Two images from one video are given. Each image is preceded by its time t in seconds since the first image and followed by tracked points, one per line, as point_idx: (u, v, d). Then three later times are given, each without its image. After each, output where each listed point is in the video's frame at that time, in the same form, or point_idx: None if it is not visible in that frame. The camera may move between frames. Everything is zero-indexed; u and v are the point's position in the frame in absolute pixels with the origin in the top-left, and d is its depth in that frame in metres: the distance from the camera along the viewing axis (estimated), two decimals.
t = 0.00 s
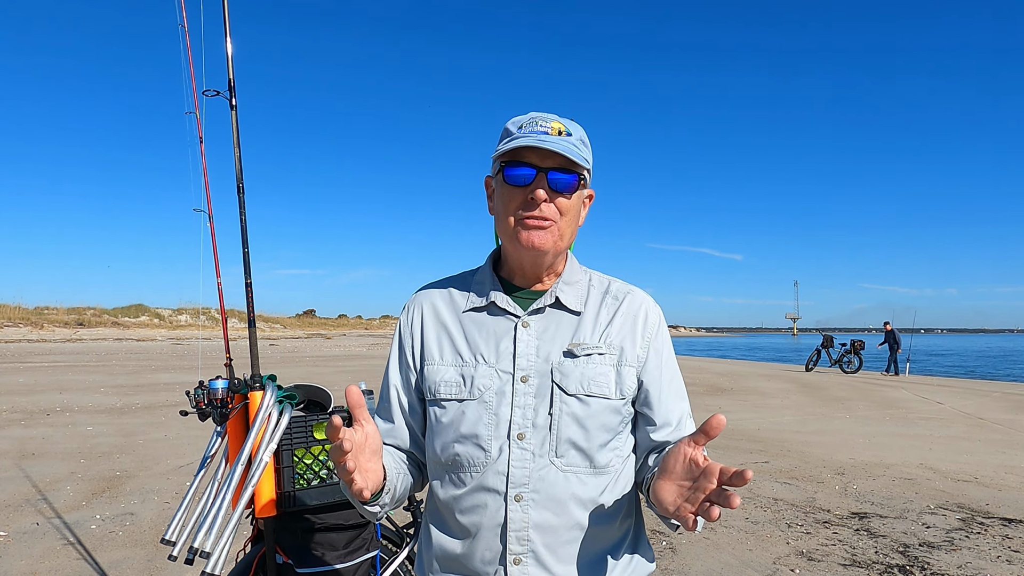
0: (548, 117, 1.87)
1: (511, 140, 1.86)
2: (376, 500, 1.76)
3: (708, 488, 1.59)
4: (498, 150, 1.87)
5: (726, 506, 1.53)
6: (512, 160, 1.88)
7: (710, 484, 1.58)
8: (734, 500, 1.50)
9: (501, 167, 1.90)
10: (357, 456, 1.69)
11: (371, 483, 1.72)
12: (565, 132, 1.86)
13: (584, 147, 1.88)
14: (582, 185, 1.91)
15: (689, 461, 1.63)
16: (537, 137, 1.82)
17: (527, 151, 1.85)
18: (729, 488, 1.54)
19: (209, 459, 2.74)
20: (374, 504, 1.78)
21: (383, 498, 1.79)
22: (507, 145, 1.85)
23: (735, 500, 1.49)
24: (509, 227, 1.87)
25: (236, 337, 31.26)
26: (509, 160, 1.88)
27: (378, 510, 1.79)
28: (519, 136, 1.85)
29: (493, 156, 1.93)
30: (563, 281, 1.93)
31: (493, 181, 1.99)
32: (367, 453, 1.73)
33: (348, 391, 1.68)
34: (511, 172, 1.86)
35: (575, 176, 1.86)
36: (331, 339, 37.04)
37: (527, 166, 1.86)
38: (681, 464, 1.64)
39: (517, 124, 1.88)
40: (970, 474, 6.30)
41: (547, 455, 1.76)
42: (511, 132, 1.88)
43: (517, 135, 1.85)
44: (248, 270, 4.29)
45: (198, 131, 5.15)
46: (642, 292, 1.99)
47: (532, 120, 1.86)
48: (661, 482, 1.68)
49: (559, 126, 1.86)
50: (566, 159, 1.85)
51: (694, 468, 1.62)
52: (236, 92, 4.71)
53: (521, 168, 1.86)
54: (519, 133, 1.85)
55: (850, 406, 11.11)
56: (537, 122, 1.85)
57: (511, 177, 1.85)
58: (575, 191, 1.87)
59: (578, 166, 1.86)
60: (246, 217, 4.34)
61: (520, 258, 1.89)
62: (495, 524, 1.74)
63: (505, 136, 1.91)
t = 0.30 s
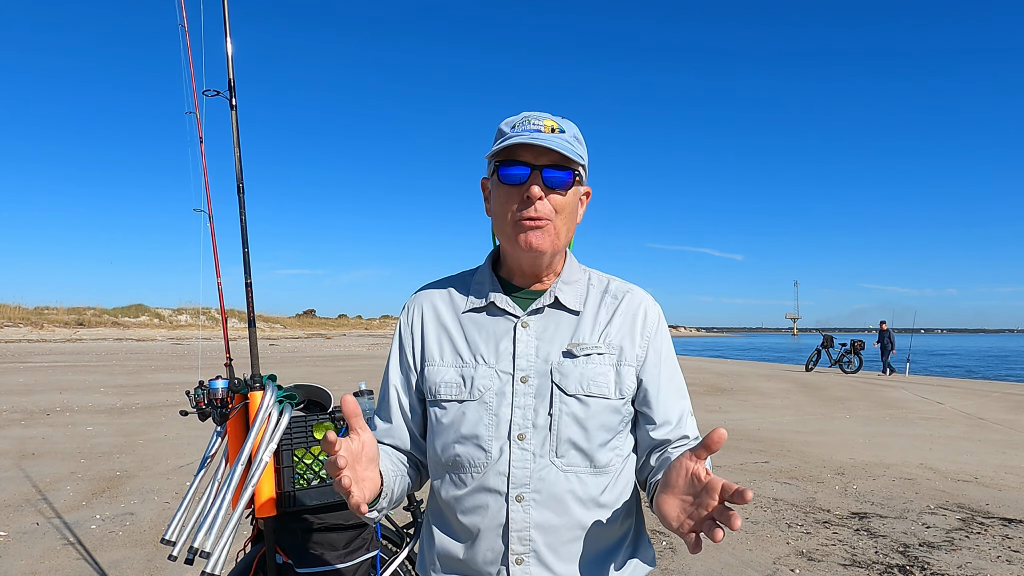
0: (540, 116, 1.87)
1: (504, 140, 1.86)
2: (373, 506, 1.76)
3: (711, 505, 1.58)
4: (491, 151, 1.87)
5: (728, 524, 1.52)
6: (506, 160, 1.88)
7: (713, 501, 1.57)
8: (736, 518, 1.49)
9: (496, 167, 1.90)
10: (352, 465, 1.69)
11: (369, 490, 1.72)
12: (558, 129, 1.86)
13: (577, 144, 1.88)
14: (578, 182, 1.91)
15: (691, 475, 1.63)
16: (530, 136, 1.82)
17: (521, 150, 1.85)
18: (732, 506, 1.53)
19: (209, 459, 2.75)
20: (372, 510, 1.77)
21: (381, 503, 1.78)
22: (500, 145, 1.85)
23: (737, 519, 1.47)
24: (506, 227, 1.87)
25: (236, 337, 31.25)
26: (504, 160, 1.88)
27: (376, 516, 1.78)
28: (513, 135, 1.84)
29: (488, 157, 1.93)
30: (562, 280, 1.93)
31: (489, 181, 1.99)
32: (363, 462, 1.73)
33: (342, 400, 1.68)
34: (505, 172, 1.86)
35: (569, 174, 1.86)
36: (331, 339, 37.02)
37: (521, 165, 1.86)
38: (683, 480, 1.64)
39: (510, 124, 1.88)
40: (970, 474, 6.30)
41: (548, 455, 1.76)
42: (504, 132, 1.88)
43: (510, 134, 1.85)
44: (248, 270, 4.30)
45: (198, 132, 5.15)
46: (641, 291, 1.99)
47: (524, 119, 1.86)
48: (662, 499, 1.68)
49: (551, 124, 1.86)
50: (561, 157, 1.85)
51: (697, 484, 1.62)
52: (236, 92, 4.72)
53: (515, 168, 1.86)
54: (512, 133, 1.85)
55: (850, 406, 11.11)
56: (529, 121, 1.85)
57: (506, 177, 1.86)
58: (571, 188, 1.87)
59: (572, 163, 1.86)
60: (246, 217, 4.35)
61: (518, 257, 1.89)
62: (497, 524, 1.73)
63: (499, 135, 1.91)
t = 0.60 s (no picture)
0: (544, 117, 1.87)
1: (507, 141, 1.86)
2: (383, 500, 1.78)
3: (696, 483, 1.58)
4: (495, 152, 1.87)
5: (713, 501, 1.52)
6: (509, 161, 1.88)
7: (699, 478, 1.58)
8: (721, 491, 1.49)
9: (498, 168, 1.90)
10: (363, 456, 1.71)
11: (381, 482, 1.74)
12: (561, 131, 1.86)
13: (581, 145, 1.88)
14: (580, 184, 1.91)
15: (680, 459, 1.63)
16: (533, 137, 1.82)
17: (524, 151, 1.85)
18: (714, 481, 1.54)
19: (209, 459, 2.74)
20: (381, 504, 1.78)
21: (390, 497, 1.79)
22: (503, 145, 1.85)
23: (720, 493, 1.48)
24: (509, 227, 1.87)
25: (236, 337, 31.25)
26: (506, 161, 1.88)
27: (385, 509, 1.79)
28: (516, 136, 1.84)
29: (490, 157, 1.93)
30: (564, 280, 1.93)
31: (491, 182, 1.99)
32: (375, 453, 1.73)
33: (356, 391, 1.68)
34: (508, 173, 1.86)
35: (572, 175, 1.86)
36: (331, 339, 37.02)
37: (524, 166, 1.86)
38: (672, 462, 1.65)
39: (513, 125, 1.88)
40: (970, 474, 6.30)
41: (550, 455, 1.76)
42: (507, 133, 1.88)
43: (513, 135, 1.85)
44: (248, 270, 4.30)
45: (198, 131, 5.15)
46: (642, 291, 1.99)
47: (528, 120, 1.86)
48: (653, 485, 1.68)
49: (554, 125, 1.86)
50: (564, 158, 1.85)
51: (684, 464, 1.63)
52: (236, 92, 4.71)
53: (518, 168, 1.86)
54: (515, 133, 1.85)
55: (850, 406, 11.11)
56: (533, 122, 1.85)
57: (508, 178, 1.86)
58: (574, 189, 1.87)
59: (575, 165, 1.86)
60: (246, 217, 4.35)
61: (521, 257, 1.89)
62: (500, 524, 1.73)
63: (502, 136, 1.91)
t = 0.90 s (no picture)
0: (545, 118, 1.87)
1: (508, 142, 1.86)
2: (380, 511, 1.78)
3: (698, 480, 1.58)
4: (496, 153, 1.87)
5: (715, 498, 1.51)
6: (511, 162, 1.88)
7: (700, 475, 1.58)
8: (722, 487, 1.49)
9: (500, 169, 1.90)
10: (358, 472, 1.70)
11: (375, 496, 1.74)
12: (563, 131, 1.86)
13: (582, 146, 1.88)
14: (582, 184, 1.91)
15: (685, 457, 1.63)
16: (535, 138, 1.82)
17: (526, 152, 1.85)
18: (716, 478, 1.54)
19: (209, 459, 2.75)
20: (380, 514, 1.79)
21: (386, 510, 1.79)
22: (505, 146, 1.85)
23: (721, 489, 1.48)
24: (511, 228, 1.87)
25: (236, 337, 31.26)
26: (508, 162, 1.88)
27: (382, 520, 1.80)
28: (517, 138, 1.84)
29: (492, 159, 1.93)
30: (567, 281, 1.93)
31: (493, 184, 1.99)
32: (369, 469, 1.74)
33: (348, 408, 1.67)
34: (510, 174, 1.86)
35: (573, 176, 1.86)
36: (331, 339, 37.02)
37: (525, 167, 1.86)
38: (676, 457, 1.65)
39: (514, 126, 1.88)
40: (970, 474, 6.30)
41: (553, 455, 1.76)
42: (509, 134, 1.88)
43: (515, 136, 1.85)
44: (248, 270, 4.30)
45: (198, 132, 5.15)
46: (645, 290, 1.99)
47: (529, 121, 1.86)
48: (658, 480, 1.69)
49: (556, 126, 1.86)
50: (565, 159, 1.85)
51: (687, 460, 1.63)
52: (236, 92, 4.72)
53: (520, 169, 1.86)
54: (517, 134, 1.85)
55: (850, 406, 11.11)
56: (534, 123, 1.85)
57: (510, 179, 1.86)
58: (575, 190, 1.87)
59: (577, 165, 1.86)
60: (246, 217, 4.35)
61: (523, 258, 1.89)
62: (503, 523, 1.74)
63: (504, 137, 1.91)
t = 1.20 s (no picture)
0: (546, 117, 1.87)
1: (509, 141, 1.86)
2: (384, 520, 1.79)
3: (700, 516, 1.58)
4: (497, 152, 1.87)
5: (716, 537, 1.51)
6: (512, 162, 1.88)
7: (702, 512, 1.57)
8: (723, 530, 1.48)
9: (501, 169, 1.90)
10: (361, 485, 1.70)
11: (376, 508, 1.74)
12: (564, 131, 1.86)
13: (583, 145, 1.88)
14: (584, 184, 1.91)
15: (686, 484, 1.63)
16: (536, 137, 1.82)
17: (527, 151, 1.85)
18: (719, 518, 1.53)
19: (209, 459, 2.75)
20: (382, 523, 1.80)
21: (390, 518, 1.80)
22: (506, 146, 1.84)
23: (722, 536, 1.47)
24: (512, 228, 1.87)
25: (236, 337, 31.24)
26: (509, 162, 1.88)
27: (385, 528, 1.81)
28: (518, 137, 1.84)
29: (492, 158, 1.93)
30: (567, 281, 1.93)
31: (493, 183, 1.99)
32: (372, 481, 1.74)
33: (348, 422, 1.68)
34: (510, 173, 1.86)
35: (574, 175, 1.86)
36: (331, 339, 37.00)
37: (526, 166, 1.86)
38: (678, 484, 1.65)
39: (515, 124, 1.88)
40: (970, 474, 6.31)
41: (554, 458, 1.76)
42: (510, 133, 1.88)
43: (515, 135, 1.85)
44: (248, 270, 4.30)
45: (198, 132, 5.16)
46: (645, 290, 1.99)
47: (530, 120, 1.86)
48: (657, 504, 1.69)
49: (557, 125, 1.86)
50: (566, 159, 1.85)
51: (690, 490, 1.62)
52: (236, 92, 4.72)
53: (521, 169, 1.86)
54: (518, 133, 1.85)
55: (850, 406, 11.11)
56: (535, 122, 1.85)
57: (511, 178, 1.85)
58: (577, 190, 1.87)
59: (578, 165, 1.86)
60: (246, 217, 4.35)
61: (523, 259, 1.89)
62: (505, 526, 1.74)
63: (504, 137, 1.91)
